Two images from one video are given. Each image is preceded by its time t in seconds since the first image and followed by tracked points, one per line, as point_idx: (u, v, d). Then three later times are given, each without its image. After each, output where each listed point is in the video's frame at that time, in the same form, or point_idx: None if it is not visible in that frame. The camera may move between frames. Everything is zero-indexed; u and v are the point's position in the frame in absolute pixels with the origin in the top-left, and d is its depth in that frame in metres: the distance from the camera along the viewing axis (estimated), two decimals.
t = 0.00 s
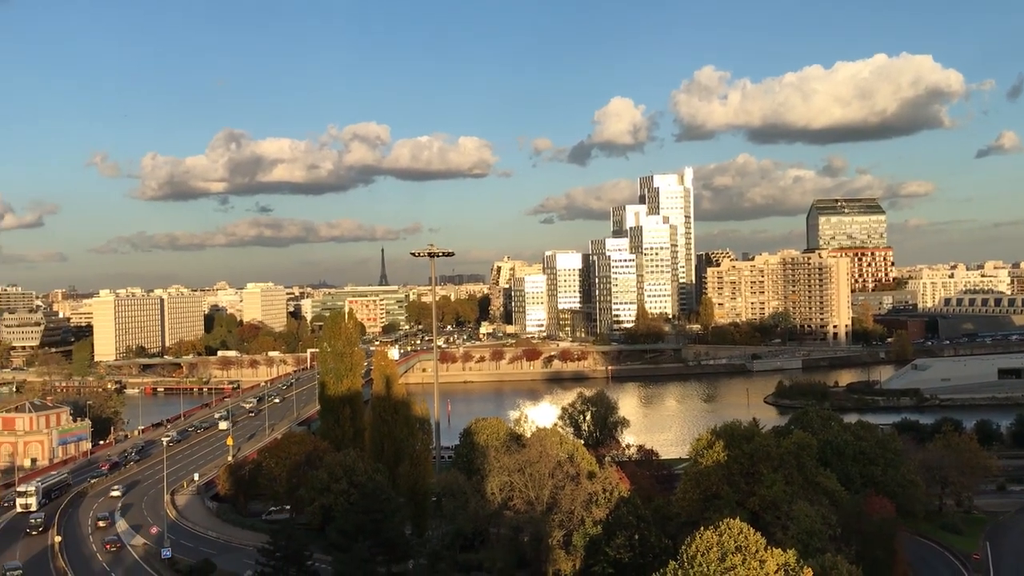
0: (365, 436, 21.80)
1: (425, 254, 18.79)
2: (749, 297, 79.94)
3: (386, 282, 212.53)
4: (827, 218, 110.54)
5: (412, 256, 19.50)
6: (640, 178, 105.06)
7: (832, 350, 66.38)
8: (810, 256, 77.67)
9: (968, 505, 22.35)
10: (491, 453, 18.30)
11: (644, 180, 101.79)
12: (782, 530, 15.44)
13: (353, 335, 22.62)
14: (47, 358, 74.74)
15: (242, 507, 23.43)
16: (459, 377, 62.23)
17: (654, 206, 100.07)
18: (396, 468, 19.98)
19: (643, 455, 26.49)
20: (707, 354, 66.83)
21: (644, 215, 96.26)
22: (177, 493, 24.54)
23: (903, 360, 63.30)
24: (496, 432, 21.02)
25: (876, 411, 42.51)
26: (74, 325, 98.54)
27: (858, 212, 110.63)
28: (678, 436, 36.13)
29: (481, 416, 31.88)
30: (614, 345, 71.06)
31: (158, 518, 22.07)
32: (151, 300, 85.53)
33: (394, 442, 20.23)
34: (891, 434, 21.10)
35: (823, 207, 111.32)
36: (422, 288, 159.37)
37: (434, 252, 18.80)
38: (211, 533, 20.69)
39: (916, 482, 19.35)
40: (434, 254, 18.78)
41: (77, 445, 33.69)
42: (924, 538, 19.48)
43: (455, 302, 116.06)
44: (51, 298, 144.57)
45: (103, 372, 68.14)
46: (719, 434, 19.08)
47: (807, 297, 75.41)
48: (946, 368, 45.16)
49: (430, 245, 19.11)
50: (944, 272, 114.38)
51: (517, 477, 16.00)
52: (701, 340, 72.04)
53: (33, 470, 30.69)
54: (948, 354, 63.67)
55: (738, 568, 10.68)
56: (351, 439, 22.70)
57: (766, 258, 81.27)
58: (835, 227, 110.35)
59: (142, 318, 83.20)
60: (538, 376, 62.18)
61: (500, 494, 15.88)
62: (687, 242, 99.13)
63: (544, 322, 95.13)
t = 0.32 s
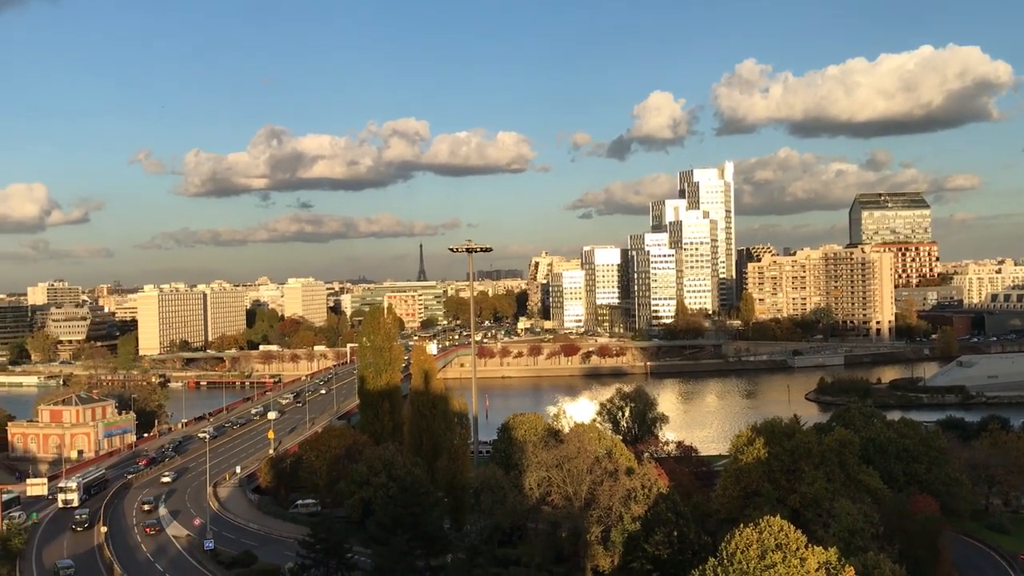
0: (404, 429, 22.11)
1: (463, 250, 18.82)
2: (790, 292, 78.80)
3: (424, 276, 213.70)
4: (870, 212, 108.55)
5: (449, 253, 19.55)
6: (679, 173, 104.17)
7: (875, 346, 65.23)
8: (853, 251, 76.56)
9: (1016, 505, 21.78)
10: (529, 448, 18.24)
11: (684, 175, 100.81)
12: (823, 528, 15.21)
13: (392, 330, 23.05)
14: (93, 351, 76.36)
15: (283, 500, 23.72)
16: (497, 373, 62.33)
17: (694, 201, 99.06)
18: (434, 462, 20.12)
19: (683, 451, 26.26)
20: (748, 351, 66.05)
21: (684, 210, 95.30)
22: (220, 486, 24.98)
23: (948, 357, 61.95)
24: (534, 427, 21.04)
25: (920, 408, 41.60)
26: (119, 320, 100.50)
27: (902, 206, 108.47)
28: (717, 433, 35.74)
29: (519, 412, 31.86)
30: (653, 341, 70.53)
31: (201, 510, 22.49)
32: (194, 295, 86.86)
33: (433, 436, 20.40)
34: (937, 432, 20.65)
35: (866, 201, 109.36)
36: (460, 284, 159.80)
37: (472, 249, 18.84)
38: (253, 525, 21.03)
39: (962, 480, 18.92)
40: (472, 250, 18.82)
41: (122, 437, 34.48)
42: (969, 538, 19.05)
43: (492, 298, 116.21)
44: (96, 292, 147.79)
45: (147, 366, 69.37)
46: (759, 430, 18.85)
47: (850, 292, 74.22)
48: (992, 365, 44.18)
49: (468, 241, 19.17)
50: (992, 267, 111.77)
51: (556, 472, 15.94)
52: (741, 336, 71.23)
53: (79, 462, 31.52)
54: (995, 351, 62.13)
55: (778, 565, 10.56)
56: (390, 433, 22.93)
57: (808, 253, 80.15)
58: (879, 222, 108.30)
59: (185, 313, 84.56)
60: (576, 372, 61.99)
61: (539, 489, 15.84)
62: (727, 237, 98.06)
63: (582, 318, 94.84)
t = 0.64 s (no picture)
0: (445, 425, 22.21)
1: (505, 247, 18.77)
2: (837, 290, 77.64)
3: (465, 272, 214.68)
4: (919, 208, 106.18)
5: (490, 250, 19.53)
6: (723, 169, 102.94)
7: (924, 345, 63.79)
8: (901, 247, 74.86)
9: None
10: (570, 446, 18.13)
11: (728, 171, 99.57)
12: (869, 528, 14.91)
13: (433, 326, 23.17)
14: (142, 346, 78.10)
15: (327, 494, 23.94)
16: (538, 369, 62.33)
17: (739, 197, 97.84)
18: (476, 459, 20.21)
19: (727, 449, 25.97)
20: (793, 349, 65.02)
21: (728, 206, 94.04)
22: (265, 479, 25.37)
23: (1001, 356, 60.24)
24: (575, 424, 20.99)
25: (971, 408, 40.49)
26: (167, 316, 102.67)
27: (952, 202, 105.85)
28: (762, 432, 35.17)
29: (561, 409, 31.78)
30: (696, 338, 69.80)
31: (247, 503, 22.83)
32: (240, 292, 88.26)
33: (474, 434, 20.46)
34: (989, 433, 20.10)
35: (914, 197, 107.10)
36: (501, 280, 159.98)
37: (513, 245, 18.80)
38: (297, 518, 21.31)
39: (1015, 482, 18.41)
40: (513, 247, 18.78)
41: (169, 431, 35.11)
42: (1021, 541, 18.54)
43: (534, 294, 116.11)
44: (145, 288, 151.48)
45: (195, 361, 70.71)
46: (804, 430, 18.54)
47: (897, 290, 72.69)
48: None
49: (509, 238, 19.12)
50: None
51: (597, 469, 15.66)
52: (786, 334, 70.22)
53: (128, 455, 32.23)
54: None
55: (823, 566, 10.39)
56: (432, 429, 23.08)
57: (854, 249, 78.70)
58: (928, 218, 105.84)
59: (231, 309, 85.97)
60: (617, 369, 61.69)
61: (580, 487, 15.62)
62: (772, 234, 96.67)
63: (625, 315, 94.30)
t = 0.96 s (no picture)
0: (479, 424, 22.35)
1: (539, 244, 18.72)
2: (875, 288, 76.10)
3: (499, 270, 215.20)
4: (960, 205, 104.30)
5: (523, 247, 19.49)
6: (760, 166, 101.82)
7: (965, 344, 62.63)
8: (941, 245, 73.46)
9: None
10: (604, 445, 18.07)
11: (765, 168, 98.46)
12: (908, 531, 14.62)
13: (467, 324, 23.32)
14: (181, 343, 79.40)
15: (361, 490, 24.17)
16: (572, 367, 62.29)
17: (775, 194, 96.64)
18: (510, 456, 20.23)
19: (762, 449, 25.67)
20: (831, 348, 64.13)
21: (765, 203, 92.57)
22: (301, 475, 25.60)
23: None
24: (609, 423, 20.90)
25: (1014, 409, 39.53)
26: (206, 313, 104.21)
27: (995, 199, 103.66)
28: (799, 432, 34.71)
29: (595, 407, 31.71)
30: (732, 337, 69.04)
31: (283, 498, 23.08)
32: (276, 290, 89.26)
33: (507, 431, 20.52)
34: None
35: (955, 194, 105.34)
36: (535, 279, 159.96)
37: (548, 243, 18.74)
38: (331, 514, 21.49)
39: None
40: (547, 245, 18.72)
41: (207, 427, 35.68)
42: None
43: (568, 292, 115.95)
44: (184, 286, 154.09)
45: (232, 358, 71.65)
46: (841, 431, 18.21)
47: (937, 289, 71.53)
48: None
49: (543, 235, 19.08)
50: None
51: (631, 468, 15.47)
52: (824, 333, 69.33)
53: (166, 450, 32.75)
54: None
55: (860, 567, 10.20)
56: (465, 426, 23.16)
57: (893, 246, 76.78)
58: (969, 216, 103.91)
59: (267, 307, 86.97)
60: (652, 368, 61.39)
61: (614, 486, 15.48)
62: (810, 232, 95.36)
63: (660, 314, 93.63)
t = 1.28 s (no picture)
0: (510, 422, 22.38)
1: (569, 243, 18.69)
2: (911, 287, 75.11)
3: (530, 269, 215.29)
4: (999, 203, 102.27)
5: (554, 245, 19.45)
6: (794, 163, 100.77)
7: (1004, 344, 61.44)
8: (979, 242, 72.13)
9: None
10: (635, 443, 18.01)
11: (799, 165, 97.39)
12: (944, 533, 14.38)
13: (498, 322, 23.46)
14: (216, 340, 80.44)
15: (393, 486, 24.35)
16: (604, 365, 62.31)
17: (809, 191, 95.55)
18: (540, 454, 20.26)
19: (796, 449, 25.38)
20: (866, 347, 63.29)
21: (798, 201, 92.02)
22: (333, 471, 25.83)
23: None
24: (640, 422, 20.81)
25: None
26: (240, 310, 105.51)
27: None
28: (834, 432, 34.34)
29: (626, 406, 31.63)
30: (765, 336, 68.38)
31: (316, 494, 23.28)
32: (309, 288, 90.05)
33: (538, 429, 20.55)
34: None
35: (993, 190, 103.25)
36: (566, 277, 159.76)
37: (579, 241, 18.69)
38: (363, 510, 21.62)
39: None
40: (578, 243, 18.67)
41: (240, 423, 36.19)
42: None
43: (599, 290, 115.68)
44: (219, 284, 156.16)
45: (266, 355, 72.44)
46: (875, 430, 17.92)
47: (975, 288, 70.10)
48: None
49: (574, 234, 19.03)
50: None
51: (662, 468, 15.40)
52: (859, 332, 68.39)
53: (200, 446, 33.21)
54: None
55: (895, 568, 10.02)
56: (496, 424, 23.22)
57: (929, 245, 75.83)
58: (1008, 213, 101.81)
59: (300, 304, 87.77)
60: (684, 367, 61.05)
61: (646, 485, 15.46)
62: (845, 230, 94.21)
63: (692, 313, 92.83)
